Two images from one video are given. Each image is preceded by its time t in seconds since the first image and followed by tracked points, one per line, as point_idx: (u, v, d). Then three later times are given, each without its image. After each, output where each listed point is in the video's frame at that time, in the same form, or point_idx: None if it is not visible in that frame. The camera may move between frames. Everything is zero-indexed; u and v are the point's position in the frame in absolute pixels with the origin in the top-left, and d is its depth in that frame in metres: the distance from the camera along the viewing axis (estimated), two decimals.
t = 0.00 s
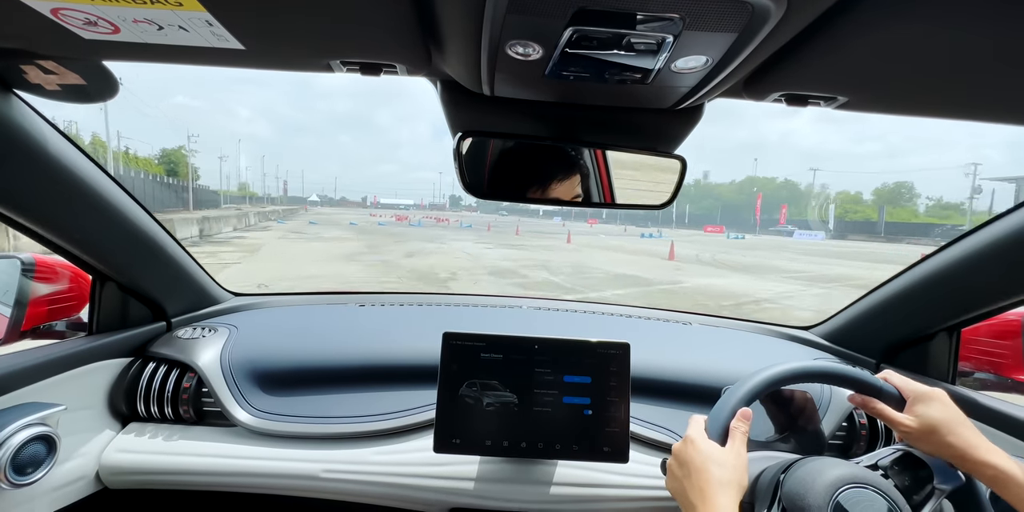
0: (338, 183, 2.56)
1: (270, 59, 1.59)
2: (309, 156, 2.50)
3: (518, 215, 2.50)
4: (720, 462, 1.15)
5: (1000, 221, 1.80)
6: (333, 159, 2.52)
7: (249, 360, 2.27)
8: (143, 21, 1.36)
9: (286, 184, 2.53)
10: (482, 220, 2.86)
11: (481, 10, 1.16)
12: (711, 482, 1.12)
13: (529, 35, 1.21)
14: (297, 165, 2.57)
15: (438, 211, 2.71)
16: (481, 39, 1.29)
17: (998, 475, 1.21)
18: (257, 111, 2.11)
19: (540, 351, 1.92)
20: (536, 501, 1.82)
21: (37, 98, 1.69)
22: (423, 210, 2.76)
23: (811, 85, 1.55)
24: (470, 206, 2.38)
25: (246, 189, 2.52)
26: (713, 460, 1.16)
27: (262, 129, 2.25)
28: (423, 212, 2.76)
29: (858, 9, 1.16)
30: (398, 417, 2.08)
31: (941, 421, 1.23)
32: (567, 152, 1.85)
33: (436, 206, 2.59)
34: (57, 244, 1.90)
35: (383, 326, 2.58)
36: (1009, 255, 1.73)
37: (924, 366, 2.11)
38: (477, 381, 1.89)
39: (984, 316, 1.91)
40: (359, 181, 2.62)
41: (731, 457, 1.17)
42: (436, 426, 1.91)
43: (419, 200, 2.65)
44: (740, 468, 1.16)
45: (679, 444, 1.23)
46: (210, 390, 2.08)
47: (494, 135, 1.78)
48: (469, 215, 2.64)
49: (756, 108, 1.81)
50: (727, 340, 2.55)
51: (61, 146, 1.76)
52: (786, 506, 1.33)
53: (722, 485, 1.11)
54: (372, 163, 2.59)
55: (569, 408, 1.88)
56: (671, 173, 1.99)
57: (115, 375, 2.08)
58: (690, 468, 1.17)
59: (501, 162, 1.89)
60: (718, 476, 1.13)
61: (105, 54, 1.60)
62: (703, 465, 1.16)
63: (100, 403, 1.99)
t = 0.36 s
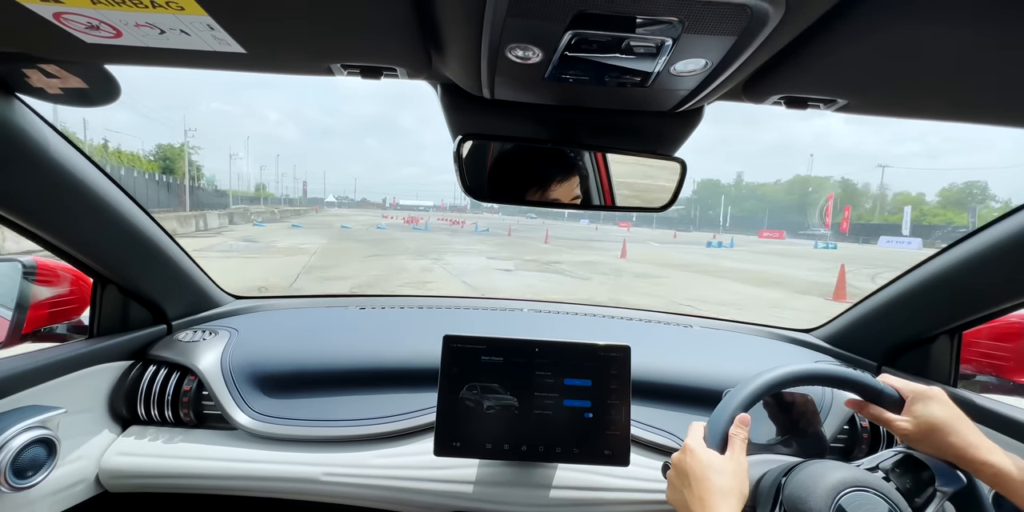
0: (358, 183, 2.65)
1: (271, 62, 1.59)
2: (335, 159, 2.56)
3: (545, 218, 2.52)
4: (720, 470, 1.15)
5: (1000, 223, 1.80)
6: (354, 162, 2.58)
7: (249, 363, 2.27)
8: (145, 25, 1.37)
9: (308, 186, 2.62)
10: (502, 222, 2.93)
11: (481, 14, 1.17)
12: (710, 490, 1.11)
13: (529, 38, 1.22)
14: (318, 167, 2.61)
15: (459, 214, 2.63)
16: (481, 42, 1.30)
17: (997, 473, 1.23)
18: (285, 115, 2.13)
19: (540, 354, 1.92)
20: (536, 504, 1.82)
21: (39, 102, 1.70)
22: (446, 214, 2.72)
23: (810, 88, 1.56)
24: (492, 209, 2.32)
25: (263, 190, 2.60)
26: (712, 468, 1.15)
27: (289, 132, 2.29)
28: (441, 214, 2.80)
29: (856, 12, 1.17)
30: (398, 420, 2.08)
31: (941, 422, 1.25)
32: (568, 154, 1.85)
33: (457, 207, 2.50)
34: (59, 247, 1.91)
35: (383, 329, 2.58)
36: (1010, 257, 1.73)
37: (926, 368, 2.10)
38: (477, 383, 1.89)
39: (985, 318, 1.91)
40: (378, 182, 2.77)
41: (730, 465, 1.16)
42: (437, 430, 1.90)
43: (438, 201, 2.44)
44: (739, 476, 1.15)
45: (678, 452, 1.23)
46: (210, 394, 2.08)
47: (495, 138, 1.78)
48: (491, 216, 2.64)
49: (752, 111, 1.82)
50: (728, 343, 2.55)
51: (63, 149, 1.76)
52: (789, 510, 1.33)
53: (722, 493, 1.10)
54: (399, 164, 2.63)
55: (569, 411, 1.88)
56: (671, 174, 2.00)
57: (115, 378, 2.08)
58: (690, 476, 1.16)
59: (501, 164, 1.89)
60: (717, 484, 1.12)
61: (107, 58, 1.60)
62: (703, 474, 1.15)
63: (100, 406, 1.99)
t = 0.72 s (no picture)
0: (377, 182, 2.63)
1: (269, 60, 1.59)
2: (361, 162, 2.55)
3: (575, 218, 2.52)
4: (722, 493, 1.13)
5: (1002, 219, 1.79)
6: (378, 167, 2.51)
7: (250, 362, 2.27)
8: (143, 24, 1.36)
9: (325, 186, 2.70)
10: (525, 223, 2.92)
11: (481, 12, 1.17)
12: None
13: (529, 35, 1.21)
14: (338, 167, 2.60)
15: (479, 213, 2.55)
16: (481, 40, 1.29)
17: (989, 457, 1.22)
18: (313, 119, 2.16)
19: (541, 352, 1.92)
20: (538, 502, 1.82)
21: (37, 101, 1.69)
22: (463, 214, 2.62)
23: (812, 84, 1.55)
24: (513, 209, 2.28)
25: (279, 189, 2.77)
26: (715, 491, 1.13)
27: (315, 135, 2.30)
28: (459, 216, 2.71)
29: (858, 8, 1.16)
30: (400, 419, 2.08)
31: (926, 407, 1.25)
32: (568, 153, 1.85)
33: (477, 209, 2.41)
34: (59, 248, 1.90)
35: (384, 328, 2.57)
36: (1010, 253, 1.73)
37: (927, 364, 2.09)
38: (478, 382, 1.89)
39: (986, 314, 1.91)
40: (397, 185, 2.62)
41: (730, 483, 1.15)
42: (438, 428, 1.90)
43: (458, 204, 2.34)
44: (741, 495, 1.14)
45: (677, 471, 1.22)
46: (211, 393, 2.08)
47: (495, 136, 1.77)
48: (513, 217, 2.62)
49: (750, 108, 1.81)
50: (729, 340, 2.55)
51: (61, 149, 1.76)
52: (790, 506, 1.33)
53: None
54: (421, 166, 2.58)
55: (570, 409, 1.88)
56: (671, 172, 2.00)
57: (116, 378, 2.08)
58: (693, 502, 1.14)
59: (501, 163, 1.88)
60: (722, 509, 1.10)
61: (105, 57, 1.60)
62: (704, 493, 1.14)
63: (101, 406, 1.99)
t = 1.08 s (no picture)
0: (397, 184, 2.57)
1: (266, 58, 1.58)
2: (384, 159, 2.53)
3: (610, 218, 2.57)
4: (713, 478, 1.15)
5: (994, 222, 1.81)
6: (405, 168, 2.43)
7: (244, 360, 2.27)
8: (138, 19, 1.36)
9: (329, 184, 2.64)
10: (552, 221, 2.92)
11: (478, 11, 1.17)
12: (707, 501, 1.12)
13: (526, 36, 1.21)
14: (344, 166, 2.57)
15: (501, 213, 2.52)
16: (479, 39, 1.29)
17: (997, 484, 1.25)
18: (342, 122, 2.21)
19: (536, 352, 1.93)
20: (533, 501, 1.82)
21: (32, 96, 1.68)
22: (481, 214, 2.59)
23: (807, 87, 1.56)
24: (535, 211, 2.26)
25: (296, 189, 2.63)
26: (707, 477, 1.16)
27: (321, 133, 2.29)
28: (480, 216, 2.68)
29: (854, 11, 1.16)
30: (394, 417, 2.08)
31: (943, 430, 1.27)
32: (563, 152, 1.85)
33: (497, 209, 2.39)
34: (53, 245, 1.90)
35: (379, 327, 2.56)
36: (1001, 257, 1.75)
37: (919, 367, 2.10)
38: (473, 381, 1.89)
39: (977, 317, 1.93)
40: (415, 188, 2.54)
41: (721, 469, 1.17)
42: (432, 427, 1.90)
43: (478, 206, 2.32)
44: (732, 482, 1.16)
45: (671, 457, 1.25)
46: (204, 391, 2.07)
47: (492, 135, 1.77)
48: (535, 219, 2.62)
49: (744, 111, 1.82)
50: (723, 341, 2.56)
51: (55, 144, 1.74)
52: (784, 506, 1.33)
53: (716, 503, 1.11)
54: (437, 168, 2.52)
55: (565, 408, 1.88)
56: (665, 173, 2.00)
57: (108, 375, 2.06)
58: (685, 486, 1.16)
59: (497, 163, 1.88)
60: (711, 493, 1.12)
61: (99, 52, 1.59)
62: (694, 478, 1.17)
63: (93, 403, 1.98)
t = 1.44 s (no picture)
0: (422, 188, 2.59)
1: (274, 67, 1.60)
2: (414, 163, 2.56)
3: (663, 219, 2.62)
4: (729, 501, 1.11)
5: (1008, 220, 1.78)
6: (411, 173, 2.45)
7: (254, 366, 2.28)
8: (149, 31, 1.38)
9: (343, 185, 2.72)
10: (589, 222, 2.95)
11: (484, 16, 1.17)
12: None
13: (531, 40, 1.22)
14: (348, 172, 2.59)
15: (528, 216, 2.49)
16: (484, 45, 1.30)
17: (1008, 473, 1.23)
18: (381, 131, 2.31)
19: (545, 356, 1.92)
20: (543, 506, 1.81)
21: (47, 109, 1.71)
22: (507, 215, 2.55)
23: (814, 86, 1.55)
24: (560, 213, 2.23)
25: (313, 188, 2.91)
26: (723, 501, 1.11)
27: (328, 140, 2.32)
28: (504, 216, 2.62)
29: (863, 9, 1.15)
30: (403, 423, 2.08)
31: (953, 422, 1.24)
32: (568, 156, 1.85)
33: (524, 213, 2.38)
34: (69, 255, 1.93)
35: (388, 332, 2.57)
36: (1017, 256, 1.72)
37: (935, 368, 2.07)
38: (482, 386, 1.89)
39: (993, 317, 1.89)
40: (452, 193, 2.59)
41: (736, 491, 1.13)
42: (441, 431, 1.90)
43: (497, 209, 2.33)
44: (749, 502, 1.12)
45: (682, 480, 1.21)
46: (216, 397, 2.09)
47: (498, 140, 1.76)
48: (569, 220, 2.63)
49: (751, 111, 1.81)
50: (733, 344, 2.54)
51: (69, 156, 1.77)
52: None
53: None
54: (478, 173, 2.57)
55: (574, 412, 1.87)
56: (672, 175, 1.99)
57: (121, 383, 2.08)
58: None
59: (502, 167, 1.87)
60: None
61: (111, 64, 1.61)
62: (710, 502, 1.12)
63: (106, 411, 2.00)
